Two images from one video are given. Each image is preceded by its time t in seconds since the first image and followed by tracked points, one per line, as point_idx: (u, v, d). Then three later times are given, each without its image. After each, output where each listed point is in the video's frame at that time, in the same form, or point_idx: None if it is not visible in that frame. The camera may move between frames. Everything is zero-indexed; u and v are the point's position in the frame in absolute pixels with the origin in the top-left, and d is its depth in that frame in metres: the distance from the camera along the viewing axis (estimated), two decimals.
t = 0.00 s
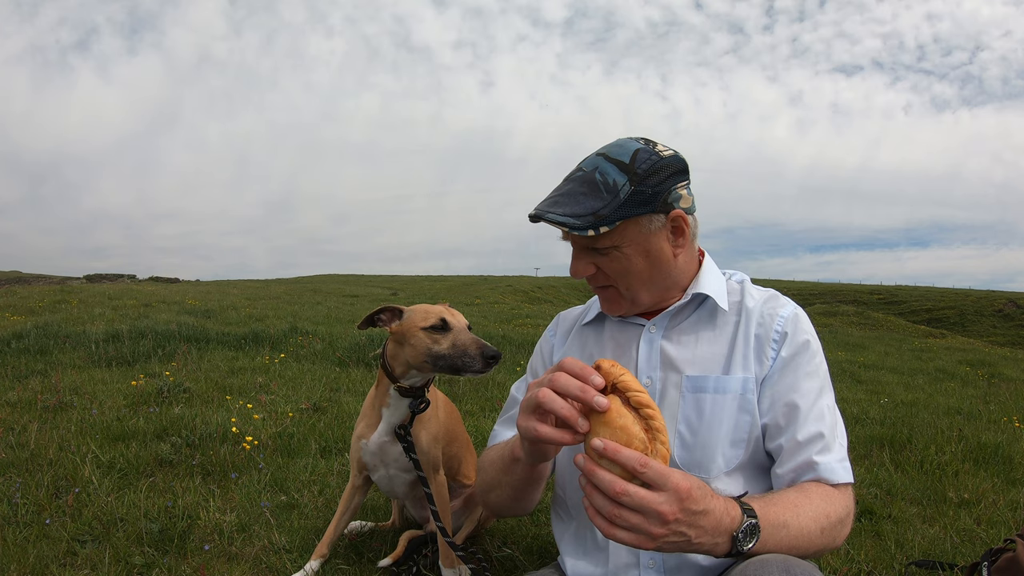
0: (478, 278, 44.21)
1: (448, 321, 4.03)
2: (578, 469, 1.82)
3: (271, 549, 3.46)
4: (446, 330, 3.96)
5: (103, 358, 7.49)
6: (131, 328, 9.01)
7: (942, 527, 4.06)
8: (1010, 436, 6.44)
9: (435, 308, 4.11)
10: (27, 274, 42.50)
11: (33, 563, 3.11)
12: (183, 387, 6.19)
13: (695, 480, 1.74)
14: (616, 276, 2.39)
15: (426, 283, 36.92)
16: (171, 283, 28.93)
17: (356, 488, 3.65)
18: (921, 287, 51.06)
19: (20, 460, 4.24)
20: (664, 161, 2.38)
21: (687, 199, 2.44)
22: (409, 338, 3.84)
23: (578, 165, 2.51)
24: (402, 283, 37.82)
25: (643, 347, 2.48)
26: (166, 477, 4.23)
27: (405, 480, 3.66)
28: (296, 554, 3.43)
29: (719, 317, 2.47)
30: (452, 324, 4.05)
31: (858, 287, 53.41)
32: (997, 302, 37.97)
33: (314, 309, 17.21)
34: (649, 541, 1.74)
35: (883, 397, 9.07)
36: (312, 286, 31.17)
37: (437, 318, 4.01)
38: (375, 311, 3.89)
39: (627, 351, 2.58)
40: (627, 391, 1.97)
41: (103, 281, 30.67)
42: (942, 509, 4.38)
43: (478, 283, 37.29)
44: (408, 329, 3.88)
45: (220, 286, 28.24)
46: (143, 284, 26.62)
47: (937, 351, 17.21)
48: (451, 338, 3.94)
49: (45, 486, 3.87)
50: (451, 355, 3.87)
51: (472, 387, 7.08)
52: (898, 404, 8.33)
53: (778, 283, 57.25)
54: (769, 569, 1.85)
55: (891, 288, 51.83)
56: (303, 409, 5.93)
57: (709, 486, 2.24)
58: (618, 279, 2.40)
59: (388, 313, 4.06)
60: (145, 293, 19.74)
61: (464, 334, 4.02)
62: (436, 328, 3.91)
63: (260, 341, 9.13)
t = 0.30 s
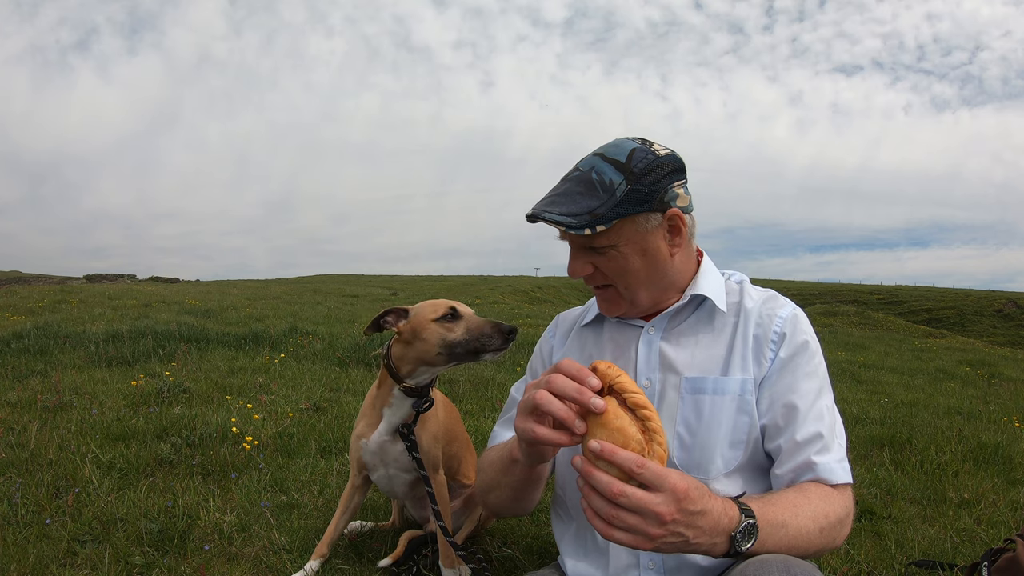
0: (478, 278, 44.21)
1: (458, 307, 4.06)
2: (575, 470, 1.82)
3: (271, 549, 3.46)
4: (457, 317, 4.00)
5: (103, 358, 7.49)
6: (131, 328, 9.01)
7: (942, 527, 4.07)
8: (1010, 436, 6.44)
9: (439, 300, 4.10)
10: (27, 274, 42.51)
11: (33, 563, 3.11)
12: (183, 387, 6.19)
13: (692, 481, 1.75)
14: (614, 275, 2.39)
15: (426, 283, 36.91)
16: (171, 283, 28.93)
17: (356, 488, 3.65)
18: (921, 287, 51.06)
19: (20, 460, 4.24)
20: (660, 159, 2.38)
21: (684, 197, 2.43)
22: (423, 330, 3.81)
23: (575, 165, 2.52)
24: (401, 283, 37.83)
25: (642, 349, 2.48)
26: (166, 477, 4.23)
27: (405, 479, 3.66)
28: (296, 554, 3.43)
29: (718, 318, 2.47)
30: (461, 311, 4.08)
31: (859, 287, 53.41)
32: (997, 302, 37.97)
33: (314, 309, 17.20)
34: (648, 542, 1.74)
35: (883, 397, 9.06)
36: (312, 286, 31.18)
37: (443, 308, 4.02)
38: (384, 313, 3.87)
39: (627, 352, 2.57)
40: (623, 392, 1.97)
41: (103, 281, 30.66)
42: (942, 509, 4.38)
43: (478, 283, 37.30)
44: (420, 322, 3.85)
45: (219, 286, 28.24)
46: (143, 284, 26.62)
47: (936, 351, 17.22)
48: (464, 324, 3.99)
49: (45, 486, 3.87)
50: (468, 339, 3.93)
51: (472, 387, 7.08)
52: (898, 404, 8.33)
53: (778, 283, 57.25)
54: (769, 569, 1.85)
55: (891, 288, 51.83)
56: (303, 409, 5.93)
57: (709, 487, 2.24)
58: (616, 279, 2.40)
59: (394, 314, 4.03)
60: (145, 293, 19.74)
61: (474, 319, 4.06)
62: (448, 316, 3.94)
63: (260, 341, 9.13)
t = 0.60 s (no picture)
0: (478, 278, 44.20)
1: (461, 306, 4.06)
2: (574, 472, 1.82)
3: (271, 549, 3.46)
4: (459, 316, 4.00)
5: (103, 358, 7.49)
6: (131, 328, 9.01)
7: (942, 527, 4.07)
8: (1010, 436, 6.44)
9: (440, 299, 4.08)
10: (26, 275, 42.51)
11: (34, 563, 3.11)
12: (183, 387, 6.19)
13: (692, 480, 1.75)
14: (613, 275, 2.38)
15: (426, 283, 36.91)
16: (171, 283, 28.95)
17: (356, 488, 3.66)
18: (921, 287, 51.07)
19: (20, 460, 4.24)
20: (659, 160, 2.38)
21: (683, 197, 2.43)
22: (425, 329, 3.82)
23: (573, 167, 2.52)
24: (401, 283, 37.83)
25: (642, 351, 2.48)
26: (166, 477, 4.23)
27: (405, 479, 3.67)
28: (296, 554, 3.43)
29: (718, 320, 2.47)
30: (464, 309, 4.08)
31: (859, 287, 53.42)
32: (997, 302, 37.98)
33: (314, 309, 17.20)
34: (648, 542, 1.74)
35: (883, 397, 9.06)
36: (312, 286, 31.19)
37: (445, 307, 4.02)
38: (385, 316, 3.87)
39: (627, 354, 2.58)
40: (622, 393, 1.97)
41: (103, 281, 30.64)
42: (942, 509, 4.38)
43: (478, 283, 37.30)
44: (422, 322, 3.85)
45: (219, 286, 28.25)
46: (144, 284, 26.64)
47: (936, 351, 17.23)
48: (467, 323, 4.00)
49: (46, 486, 3.88)
50: (471, 337, 3.94)
51: (472, 387, 7.08)
52: (898, 404, 8.33)
53: (778, 283, 57.25)
54: (769, 569, 1.85)
55: (891, 288, 51.84)
56: (303, 409, 5.93)
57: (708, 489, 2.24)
58: (615, 280, 2.40)
59: (395, 317, 4.01)
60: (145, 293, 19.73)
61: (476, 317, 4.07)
62: (450, 315, 3.95)
63: (260, 341, 9.13)
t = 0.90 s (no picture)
0: (478, 278, 44.20)
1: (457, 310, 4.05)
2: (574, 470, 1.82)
3: (271, 549, 3.46)
4: (456, 320, 3.98)
5: (103, 358, 7.48)
6: (131, 328, 9.00)
7: (942, 528, 4.07)
8: (1010, 436, 6.44)
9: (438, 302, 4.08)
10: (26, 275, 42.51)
11: (34, 563, 3.11)
12: (183, 387, 6.19)
13: (694, 477, 1.74)
14: (639, 262, 2.32)
15: (426, 283, 36.92)
16: (171, 283, 28.96)
17: (356, 488, 3.66)
18: (921, 287, 51.08)
19: (20, 460, 4.24)
20: (669, 147, 2.42)
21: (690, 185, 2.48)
22: (420, 330, 3.82)
23: (581, 162, 2.47)
24: (401, 283, 37.83)
25: (647, 352, 2.48)
26: (166, 477, 4.23)
27: (405, 479, 3.66)
28: (296, 554, 3.43)
29: (718, 321, 2.47)
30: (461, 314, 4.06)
31: (859, 287, 53.42)
32: (997, 302, 37.97)
33: (314, 309, 17.19)
34: (651, 538, 1.73)
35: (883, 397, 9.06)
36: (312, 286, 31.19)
37: (444, 310, 4.01)
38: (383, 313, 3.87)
39: (630, 355, 2.58)
40: (622, 394, 1.97)
41: (103, 281, 30.61)
42: (942, 509, 4.38)
43: (478, 283, 37.30)
44: (418, 322, 3.84)
45: (219, 286, 28.25)
46: (144, 284, 26.63)
47: (936, 351, 17.23)
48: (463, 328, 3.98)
49: (45, 486, 3.88)
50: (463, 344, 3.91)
51: (472, 387, 7.08)
52: (898, 404, 8.33)
53: (778, 283, 57.25)
54: (769, 569, 1.85)
55: (891, 288, 51.84)
56: (303, 409, 5.93)
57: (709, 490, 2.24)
58: (640, 267, 2.33)
59: (395, 312, 4.00)
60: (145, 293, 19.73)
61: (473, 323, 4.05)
62: (447, 319, 3.93)
63: (260, 341, 9.13)
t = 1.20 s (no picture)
0: (479, 278, 44.19)
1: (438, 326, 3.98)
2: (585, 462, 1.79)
3: (271, 549, 3.46)
4: (430, 335, 3.92)
5: (103, 358, 7.48)
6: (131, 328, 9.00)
7: (942, 528, 4.07)
8: (1010, 437, 6.44)
9: (430, 310, 4.11)
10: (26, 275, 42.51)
11: (33, 563, 3.11)
12: (183, 387, 6.19)
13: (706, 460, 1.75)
14: (682, 249, 2.27)
15: (426, 283, 36.93)
16: (171, 283, 28.97)
17: (356, 488, 3.65)
18: (922, 287, 51.08)
19: (20, 460, 4.24)
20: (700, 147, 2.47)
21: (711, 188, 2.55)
22: (394, 337, 3.91)
23: (621, 138, 2.33)
24: (401, 283, 37.83)
25: (657, 350, 2.47)
26: (166, 477, 4.23)
27: (403, 479, 3.66)
28: (296, 554, 3.43)
29: (722, 322, 2.47)
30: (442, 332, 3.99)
31: (859, 287, 53.43)
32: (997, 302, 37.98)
33: (314, 309, 17.19)
34: (669, 524, 1.70)
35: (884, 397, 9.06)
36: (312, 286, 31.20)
37: (425, 322, 3.98)
38: (372, 302, 3.92)
39: (635, 353, 2.57)
40: (626, 388, 1.97)
41: (103, 280, 30.58)
42: (942, 509, 4.38)
43: (478, 283, 37.30)
44: (397, 326, 3.94)
45: (219, 286, 28.26)
46: (144, 284, 26.63)
47: (936, 351, 17.24)
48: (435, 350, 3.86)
49: (45, 486, 3.87)
50: (428, 363, 3.82)
51: (472, 387, 7.08)
52: (898, 404, 8.33)
53: (778, 283, 57.25)
54: (767, 569, 1.84)
55: (891, 288, 51.84)
56: (303, 409, 5.93)
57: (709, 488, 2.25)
58: (683, 254, 2.27)
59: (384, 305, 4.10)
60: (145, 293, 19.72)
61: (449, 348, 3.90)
62: (420, 333, 3.89)
63: (260, 341, 9.13)
